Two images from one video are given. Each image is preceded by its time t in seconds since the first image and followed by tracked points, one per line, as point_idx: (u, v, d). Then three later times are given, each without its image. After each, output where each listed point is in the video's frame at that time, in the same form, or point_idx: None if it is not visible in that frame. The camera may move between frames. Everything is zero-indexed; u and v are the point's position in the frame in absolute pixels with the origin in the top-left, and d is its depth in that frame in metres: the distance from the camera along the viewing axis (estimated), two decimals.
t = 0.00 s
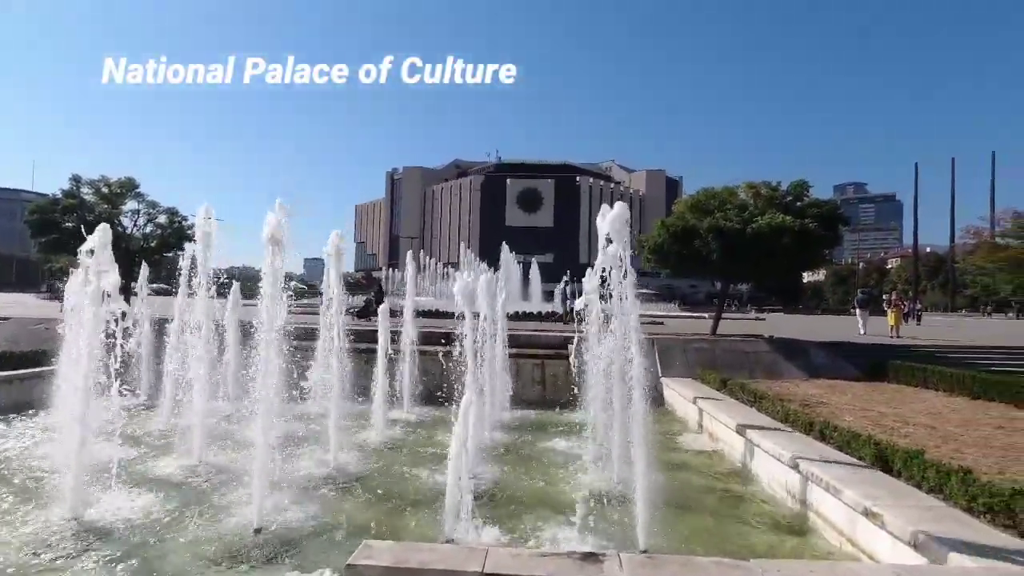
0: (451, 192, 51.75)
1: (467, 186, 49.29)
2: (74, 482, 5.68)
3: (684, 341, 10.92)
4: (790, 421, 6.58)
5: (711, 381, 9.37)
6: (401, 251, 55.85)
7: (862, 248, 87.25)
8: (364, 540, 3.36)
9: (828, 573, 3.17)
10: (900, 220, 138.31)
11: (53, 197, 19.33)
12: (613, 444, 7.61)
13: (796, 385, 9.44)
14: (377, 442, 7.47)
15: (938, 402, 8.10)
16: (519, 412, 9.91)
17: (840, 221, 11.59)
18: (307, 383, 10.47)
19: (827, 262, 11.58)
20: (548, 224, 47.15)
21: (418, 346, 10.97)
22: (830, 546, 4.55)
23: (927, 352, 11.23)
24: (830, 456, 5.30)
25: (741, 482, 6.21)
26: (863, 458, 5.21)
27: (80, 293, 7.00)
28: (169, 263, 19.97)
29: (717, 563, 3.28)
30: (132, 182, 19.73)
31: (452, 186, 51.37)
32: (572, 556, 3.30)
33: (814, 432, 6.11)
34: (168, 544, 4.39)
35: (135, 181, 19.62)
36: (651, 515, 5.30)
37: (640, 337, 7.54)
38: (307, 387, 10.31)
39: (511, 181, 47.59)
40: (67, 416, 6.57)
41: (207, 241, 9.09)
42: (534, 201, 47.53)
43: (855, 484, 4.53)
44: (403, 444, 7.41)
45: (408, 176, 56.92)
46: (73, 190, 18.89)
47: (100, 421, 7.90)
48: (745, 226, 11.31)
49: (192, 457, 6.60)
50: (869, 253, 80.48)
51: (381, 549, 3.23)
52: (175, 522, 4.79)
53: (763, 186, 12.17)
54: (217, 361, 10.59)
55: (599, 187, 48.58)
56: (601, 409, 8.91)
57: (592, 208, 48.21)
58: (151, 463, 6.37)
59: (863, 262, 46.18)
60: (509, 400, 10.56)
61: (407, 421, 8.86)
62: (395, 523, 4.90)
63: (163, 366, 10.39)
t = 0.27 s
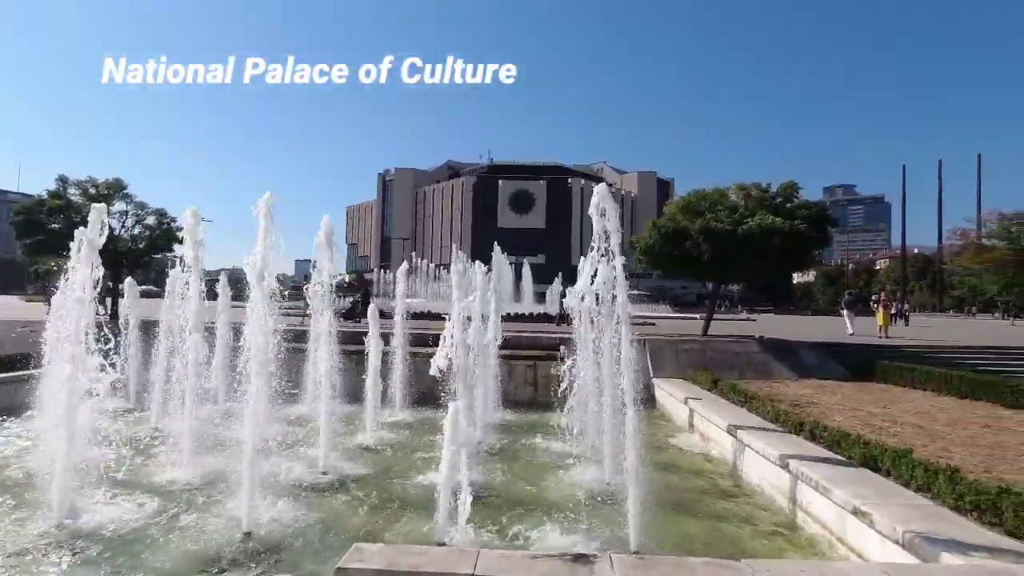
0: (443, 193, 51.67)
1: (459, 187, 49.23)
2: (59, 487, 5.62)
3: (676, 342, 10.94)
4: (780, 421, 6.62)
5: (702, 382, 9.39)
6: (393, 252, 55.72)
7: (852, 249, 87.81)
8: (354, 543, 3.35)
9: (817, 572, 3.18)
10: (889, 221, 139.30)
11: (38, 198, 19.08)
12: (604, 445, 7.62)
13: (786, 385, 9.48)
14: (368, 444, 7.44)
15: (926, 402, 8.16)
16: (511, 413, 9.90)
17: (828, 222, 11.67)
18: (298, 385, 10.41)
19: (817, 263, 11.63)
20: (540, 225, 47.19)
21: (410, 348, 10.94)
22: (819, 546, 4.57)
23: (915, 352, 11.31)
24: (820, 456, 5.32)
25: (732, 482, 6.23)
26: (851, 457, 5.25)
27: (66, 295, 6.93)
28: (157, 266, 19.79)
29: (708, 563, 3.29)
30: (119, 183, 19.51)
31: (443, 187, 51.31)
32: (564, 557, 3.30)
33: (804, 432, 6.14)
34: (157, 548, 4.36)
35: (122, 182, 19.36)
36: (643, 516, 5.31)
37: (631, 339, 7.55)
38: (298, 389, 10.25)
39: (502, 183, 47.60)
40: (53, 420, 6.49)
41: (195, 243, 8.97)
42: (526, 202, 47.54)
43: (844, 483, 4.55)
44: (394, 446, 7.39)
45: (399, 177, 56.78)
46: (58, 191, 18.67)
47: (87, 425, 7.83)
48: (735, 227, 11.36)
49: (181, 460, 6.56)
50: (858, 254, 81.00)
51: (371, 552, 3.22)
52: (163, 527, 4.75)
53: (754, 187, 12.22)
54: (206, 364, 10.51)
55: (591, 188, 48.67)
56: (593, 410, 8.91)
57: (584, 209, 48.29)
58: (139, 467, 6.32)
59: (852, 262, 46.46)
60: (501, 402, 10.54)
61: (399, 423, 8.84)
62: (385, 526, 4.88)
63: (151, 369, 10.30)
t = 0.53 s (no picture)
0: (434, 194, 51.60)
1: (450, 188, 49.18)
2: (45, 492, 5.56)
3: (666, 342, 10.98)
4: (770, 421, 6.65)
5: (692, 382, 9.43)
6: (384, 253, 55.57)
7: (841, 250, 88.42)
8: (343, 546, 3.34)
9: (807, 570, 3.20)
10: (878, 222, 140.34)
11: (22, 198, 18.84)
12: (595, 445, 7.63)
13: (775, 384, 9.53)
14: (359, 446, 7.42)
15: (914, 400, 8.22)
16: (501, 414, 9.90)
17: (817, 222, 11.75)
18: (288, 387, 10.37)
19: (807, 263, 11.70)
20: (531, 226, 47.22)
21: (401, 349, 10.92)
22: (809, 544, 4.60)
23: (903, 351, 11.40)
24: (809, 454, 5.35)
25: (722, 482, 6.25)
26: (840, 456, 5.28)
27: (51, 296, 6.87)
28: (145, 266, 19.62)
29: (698, 563, 3.30)
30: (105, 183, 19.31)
31: (435, 188, 51.23)
32: (555, 558, 3.30)
33: (794, 431, 6.18)
34: (143, 553, 4.32)
35: (107, 182, 19.15)
36: (633, 515, 5.31)
37: (622, 339, 7.55)
38: (288, 391, 10.21)
39: (494, 183, 47.60)
40: (38, 423, 6.43)
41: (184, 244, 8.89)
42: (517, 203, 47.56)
43: (833, 482, 4.58)
44: (384, 448, 7.37)
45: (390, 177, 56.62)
46: (43, 191, 18.45)
47: (73, 428, 7.76)
48: (725, 227, 11.41)
49: (169, 464, 6.51)
50: (847, 254, 81.57)
51: (360, 555, 3.21)
52: (151, 531, 4.72)
53: (743, 187, 12.28)
54: (194, 366, 10.45)
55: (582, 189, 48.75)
56: (584, 410, 8.92)
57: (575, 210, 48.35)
58: (126, 471, 6.27)
59: (841, 263, 46.74)
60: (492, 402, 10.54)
61: (390, 424, 8.82)
62: (376, 528, 4.86)
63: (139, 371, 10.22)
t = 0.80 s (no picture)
0: (425, 194, 51.51)
1: (442, 188, 49.10)
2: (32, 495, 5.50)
3: (658, 341, 11.00)
4: (760, 419, 6.68)
5: (683, 381, 9.46)
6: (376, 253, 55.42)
7: (831, 249, 88.97)
8: (333, 548, 3.32)
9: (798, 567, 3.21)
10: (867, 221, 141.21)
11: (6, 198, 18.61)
12: (586, 445, 7.64)
13: (766, 383, 9.57)
14: (351, 446, 7.40)
15: (902, 398, 8.28)
16: (493, 414, 9.90)
17: (807, 222, 11.82)
18: (278, 388, 10.31)
19: (796, 262, 11.76)
20: (523, 226, 47.23)
21: (392, 349, 10.89)
22: (800, 541, 4.62)
23: (891, 350, 11.48)
24: (799, 452, 5.37)
25: (713, 480, 6.27)
26: (830, 454, 5.31)
27: (35, 295, 6.79)
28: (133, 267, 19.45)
29: (689, 562, 3.30)
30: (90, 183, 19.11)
31: (426, 188, 51.15)
32: (546, 558, 3.29)
33: (784, 429, 6.20)
34: (131, 557, 4.28)
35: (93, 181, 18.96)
36: (626, 514, 5.32)
37: (613, 339, 7.55)
38: (278, 392, 10.15)
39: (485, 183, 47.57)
40: (23, 426, 6.36)
41: (173, 241, 8.81)
42: (509, 203, 47.56)
43: (823, 480, 4.60)
44: (375, 448, 7.35)
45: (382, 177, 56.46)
46: (28, 190, 18.23)
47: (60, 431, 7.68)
48: (716, 227, 11.45)
49: (157, 466, 6.46)
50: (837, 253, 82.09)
51: (351, 556, 3.20)
52: (139, 534, 4.68)
53: (734, 187, 12.33)
54: (183, 367, 10.37)
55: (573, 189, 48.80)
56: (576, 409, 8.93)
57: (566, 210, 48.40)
58: (114, 473, 6.22)
59: (831, 262, 47.01)
60: (484, 402, 10.53)
61: (382, 425, 8.80)
62: (365, 530, 4.84)
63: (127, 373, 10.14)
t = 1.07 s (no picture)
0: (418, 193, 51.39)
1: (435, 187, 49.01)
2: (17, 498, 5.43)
3: (651, 339, 10.99)
4: (753, 417, 6.67)
5: (676, 379, 9.44)
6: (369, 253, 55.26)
7: (822, 248, 89.39)
8: (323, 549, 3.29)
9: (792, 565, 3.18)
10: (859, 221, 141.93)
11: None
12: (579, 444, 7.61)
13: (758, 381, 9.57)
14: (342, 447, 7.35)
15: (894, 396, 8.29)
16: (486, 413, 9.86)
17: (798, 221, 11.85)
18: (269, 388, 10.24)
19: (789, 261, 11.79)
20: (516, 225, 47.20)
21: (384, 349, 10.83)
22: (792, 539, 4.61)
23: (883, 347, 11.51)
24: (792, 450, 5.36)
25: (706, 478, 6.25)
26: (822, 451, 5.31)
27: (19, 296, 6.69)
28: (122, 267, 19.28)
29: (682, 561, 3.27)
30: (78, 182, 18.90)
31: (419, 187, 51.04)
32: (538, 558, 3.26)
33: (776, 427, 6.19)
34: (117, 561, 4.22)
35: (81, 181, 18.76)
36: (618, 514, 5.29)
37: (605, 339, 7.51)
38: (269, 393, 10.08)
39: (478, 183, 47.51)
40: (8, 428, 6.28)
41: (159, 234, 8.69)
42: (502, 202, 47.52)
43: (815, 478, 4.60)
44: (366, 448, 7.30)
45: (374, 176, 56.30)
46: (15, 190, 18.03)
47: (47, 433, 7.60)
48: (708, 226, 11.46)
49: (146, 468, 6.39)
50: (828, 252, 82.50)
51: (340, 558, 3.16)
52: (126, 538, 4.62)
53: (726, 187, 12.35)
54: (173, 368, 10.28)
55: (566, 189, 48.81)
56: (568, 408, 8.90)
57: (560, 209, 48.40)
58: (101, 476, 6.15)
59: (822, 261, 47.22)
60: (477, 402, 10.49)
61: (373, 425, 8.75)
62: (356, 531, 4.80)
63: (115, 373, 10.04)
